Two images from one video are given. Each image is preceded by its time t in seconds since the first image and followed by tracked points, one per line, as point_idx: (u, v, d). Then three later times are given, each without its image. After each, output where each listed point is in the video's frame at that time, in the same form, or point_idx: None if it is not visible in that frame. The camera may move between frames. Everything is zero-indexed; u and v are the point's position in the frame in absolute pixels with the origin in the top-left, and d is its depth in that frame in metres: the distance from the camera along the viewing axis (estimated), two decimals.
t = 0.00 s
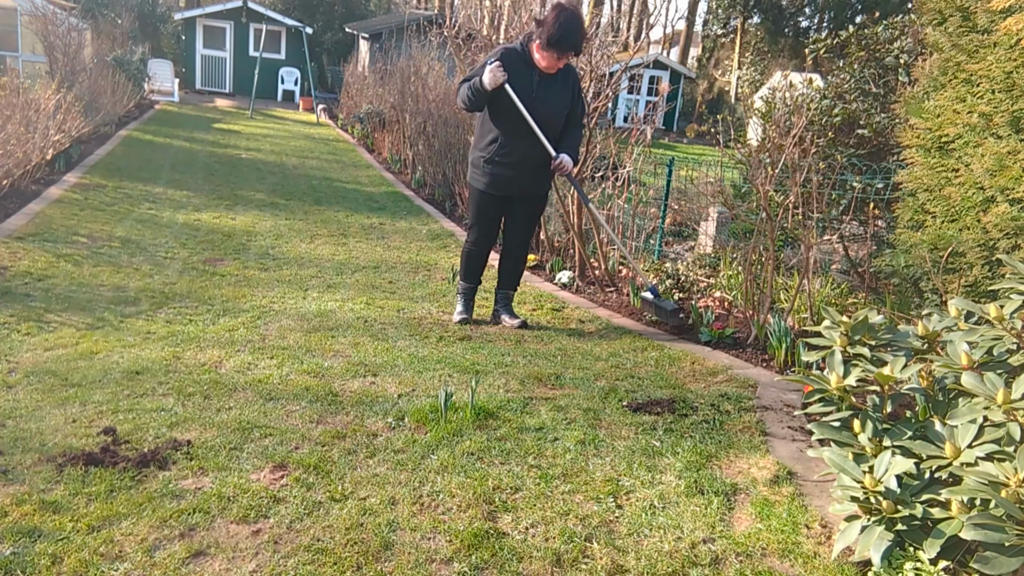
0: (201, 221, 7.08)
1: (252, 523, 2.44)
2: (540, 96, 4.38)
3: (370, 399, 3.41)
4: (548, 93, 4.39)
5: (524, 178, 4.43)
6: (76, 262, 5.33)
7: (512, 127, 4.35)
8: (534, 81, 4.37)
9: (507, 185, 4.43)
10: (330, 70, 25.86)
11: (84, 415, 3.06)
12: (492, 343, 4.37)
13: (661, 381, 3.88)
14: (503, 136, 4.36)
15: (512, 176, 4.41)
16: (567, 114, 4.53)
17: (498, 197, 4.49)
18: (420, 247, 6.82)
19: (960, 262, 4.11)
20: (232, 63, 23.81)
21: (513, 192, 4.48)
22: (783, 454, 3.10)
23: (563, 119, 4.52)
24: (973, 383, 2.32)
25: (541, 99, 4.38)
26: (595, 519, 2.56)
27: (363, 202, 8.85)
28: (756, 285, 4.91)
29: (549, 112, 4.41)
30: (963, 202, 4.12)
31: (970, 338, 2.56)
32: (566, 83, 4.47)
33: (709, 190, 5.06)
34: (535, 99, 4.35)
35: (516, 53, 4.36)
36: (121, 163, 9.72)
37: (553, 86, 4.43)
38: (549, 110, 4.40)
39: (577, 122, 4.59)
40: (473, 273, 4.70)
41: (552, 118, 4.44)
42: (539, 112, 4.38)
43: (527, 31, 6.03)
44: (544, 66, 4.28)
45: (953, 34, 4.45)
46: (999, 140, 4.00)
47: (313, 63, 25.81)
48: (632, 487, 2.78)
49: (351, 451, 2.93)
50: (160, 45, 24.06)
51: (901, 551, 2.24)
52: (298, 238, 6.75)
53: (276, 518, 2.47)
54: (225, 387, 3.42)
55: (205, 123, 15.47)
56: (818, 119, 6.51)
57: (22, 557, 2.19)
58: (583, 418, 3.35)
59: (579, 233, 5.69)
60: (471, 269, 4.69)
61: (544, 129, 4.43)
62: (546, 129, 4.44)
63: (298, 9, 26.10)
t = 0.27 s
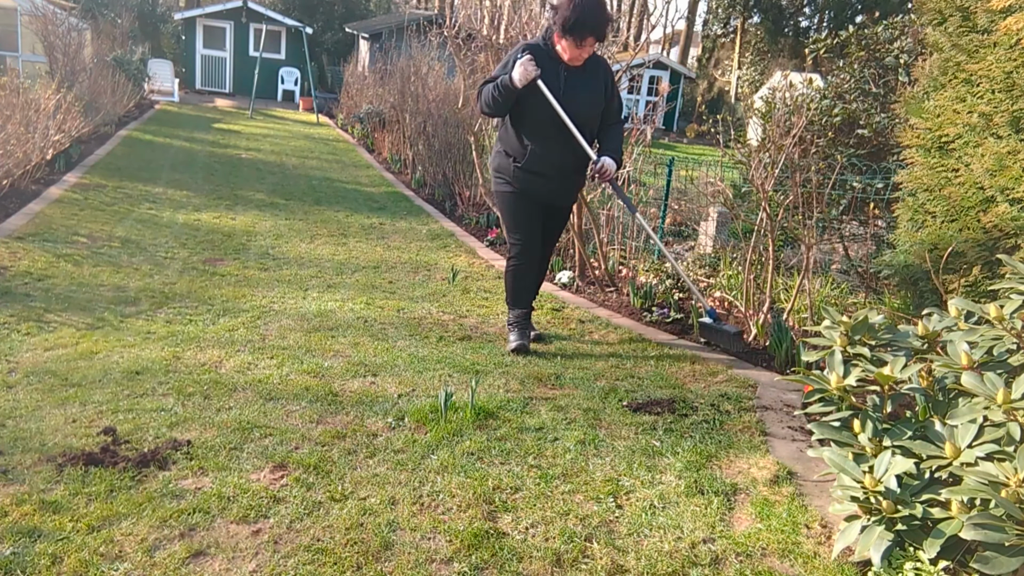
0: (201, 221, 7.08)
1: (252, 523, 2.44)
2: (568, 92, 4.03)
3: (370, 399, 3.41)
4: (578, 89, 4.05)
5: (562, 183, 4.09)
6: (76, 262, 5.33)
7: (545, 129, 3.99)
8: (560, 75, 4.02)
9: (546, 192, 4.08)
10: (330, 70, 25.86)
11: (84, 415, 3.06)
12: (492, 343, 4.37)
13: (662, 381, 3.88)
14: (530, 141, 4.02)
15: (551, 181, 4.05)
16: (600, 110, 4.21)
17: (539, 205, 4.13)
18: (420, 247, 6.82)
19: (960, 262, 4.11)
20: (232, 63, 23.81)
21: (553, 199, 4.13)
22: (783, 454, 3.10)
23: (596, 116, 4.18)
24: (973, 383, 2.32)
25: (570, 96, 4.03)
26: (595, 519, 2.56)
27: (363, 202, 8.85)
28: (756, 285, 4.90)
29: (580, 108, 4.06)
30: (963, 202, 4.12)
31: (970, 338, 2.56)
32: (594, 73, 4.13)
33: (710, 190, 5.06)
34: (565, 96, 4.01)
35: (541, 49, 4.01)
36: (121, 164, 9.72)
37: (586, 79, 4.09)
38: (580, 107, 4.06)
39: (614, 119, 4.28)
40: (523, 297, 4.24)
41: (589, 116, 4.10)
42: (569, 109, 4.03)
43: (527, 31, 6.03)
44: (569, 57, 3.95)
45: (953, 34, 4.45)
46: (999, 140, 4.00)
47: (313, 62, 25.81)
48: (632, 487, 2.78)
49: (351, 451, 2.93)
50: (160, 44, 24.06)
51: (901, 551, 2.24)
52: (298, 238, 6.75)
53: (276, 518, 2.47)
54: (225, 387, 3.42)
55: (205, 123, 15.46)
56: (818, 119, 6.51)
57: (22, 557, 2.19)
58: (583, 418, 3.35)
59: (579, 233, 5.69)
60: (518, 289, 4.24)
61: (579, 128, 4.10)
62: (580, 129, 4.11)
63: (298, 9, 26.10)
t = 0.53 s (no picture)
0: (201, 222, 7.08)
1: (252, 523, 2.44)
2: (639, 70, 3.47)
3: (369, 399, 3.41)
4: (649, 63, 3.47)
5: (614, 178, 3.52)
6: (77, 262, 5.33)
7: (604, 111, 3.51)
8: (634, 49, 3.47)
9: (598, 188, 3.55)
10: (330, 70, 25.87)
11: (84, 415, 3.06)
12: (493, 343, 4.37)
13: (661, 381, 3.88)
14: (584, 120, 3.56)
15: (600, 174, 3.52)
16: (679, 94, 3.53)
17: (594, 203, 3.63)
18: (420, 247, 6.83)
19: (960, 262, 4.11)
20: (232, 63, 23.81)
21: (604, 196, 3.57)
22: (782, 454, 3.10)
23: (670, 102, 3.52)
24: (973, 383, 2.32)
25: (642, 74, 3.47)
26: (595, 519, 2.56)
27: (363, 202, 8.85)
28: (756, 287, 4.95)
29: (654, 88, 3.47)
30: (963, 202, 4.12)
31: (970, 338, 2.56)
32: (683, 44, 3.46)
33: (710, 190, 5.07)
34: (628, 75, 3.47)
35: (613, 14, 3.54)
36: (121, 163, 9.72)
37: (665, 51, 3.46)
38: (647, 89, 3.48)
39: (694, 106, 3.55)
40: (566, 305, 3.81)
41: (661, 98, 3.49)
42: (631, 93, 3.48)
43: (527, 31, 6.02)
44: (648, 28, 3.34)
45: (953, 34, 4.45)
46: (999, 140, 4.00)
47: (313, 62, 25.81)
48: (632, 487, 2.78)
49: (351, 451, 2.93)
50: (160, 44, 24.05)
51: (901, 551, 2.24)
52: (298, 238, 6.75)
53: (276, 518, 2.47)
54: (225, 387, 3.42)
55: (205, 123, 15.46)
56: (818, 119, 6.51)
57: (22, 557, 2.19)
58: (583, 418, 3.35)
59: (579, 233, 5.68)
60: (559, 294, 3.80)
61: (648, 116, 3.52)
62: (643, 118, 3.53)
63: (298, 9, 26.10)
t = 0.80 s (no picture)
0: (201, 221, 7.08)
1: (252, 523, 2.44)
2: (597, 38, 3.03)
3: (369, 399, 3.41)
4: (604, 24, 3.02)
5: (568, 167, 3.09)
6: (77, 262, 5.33)
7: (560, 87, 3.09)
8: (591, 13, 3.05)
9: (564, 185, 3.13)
10: (330, 70, 25.88)
11: (84, 415, 3.06)
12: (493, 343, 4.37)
13: (661, 381, 3.88)
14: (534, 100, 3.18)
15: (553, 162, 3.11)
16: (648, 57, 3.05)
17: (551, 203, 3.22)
18: (420, 247, 6.83)
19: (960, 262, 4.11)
20: (232, 63, 23.81)
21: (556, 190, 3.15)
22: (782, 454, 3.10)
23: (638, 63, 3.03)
24: (973, 383, 2.32)
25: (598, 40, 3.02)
26: (596, 519, 2.56)
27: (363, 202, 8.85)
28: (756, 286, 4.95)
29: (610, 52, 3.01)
30: (963, 202, 4.12)
31: (970, 338, 2.56)
32: None
33: (710, 190, 5.06)
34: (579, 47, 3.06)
35: None
36: (121, 163, 9.72)
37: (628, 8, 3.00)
38: (598, 57, 3.02)
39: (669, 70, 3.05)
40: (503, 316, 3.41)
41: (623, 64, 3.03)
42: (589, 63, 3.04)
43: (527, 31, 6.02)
44: None
45: (953, 34, 4.46)
46: (999, 140, 3.99)
47: (313, 62, 25.81)
48: (632, 487, 2.78)
49: (351, 451, 2.93)
50: (160, 44, 24.05)
51: (901, 551, 2.23)
52: (298, 238, 6.75)
53: (276, 518, 2.47)
54: (225, 387, 3.42)
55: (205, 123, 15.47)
56: (818, 119, 6.51)
57: (22, 557, 2.19)
58: (583, 418, 3.35)
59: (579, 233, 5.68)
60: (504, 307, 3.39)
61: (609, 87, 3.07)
62: (597, 92, 3.07)
63: (298, 9, 26.10)
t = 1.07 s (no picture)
0: (201, 222, 7.08)
1: (252, 523, 2.44)
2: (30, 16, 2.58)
3: (369, 399, 3.41)
4: None
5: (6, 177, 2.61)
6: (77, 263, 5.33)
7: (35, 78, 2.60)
8: None
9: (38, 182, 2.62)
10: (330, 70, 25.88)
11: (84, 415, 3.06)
12: (492, 343, 4.37)
13: (660, 381, 3.88)
14: (148, 89, 2.94)
15: None
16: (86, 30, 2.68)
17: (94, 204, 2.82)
18: (420, 247, 6.83)
19: (960, 262, 4.12)
20: (232, 63, 23.81)
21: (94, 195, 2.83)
22: (782, 454, 3.10)
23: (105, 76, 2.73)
24: (973, 383, 2.32)
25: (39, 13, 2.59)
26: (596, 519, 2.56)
27: (363, 202, 8.85)
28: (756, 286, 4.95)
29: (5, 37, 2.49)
30: (963, 202, 4.12)
31: (970, 339, 2.56)
32: None
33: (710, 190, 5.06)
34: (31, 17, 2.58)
35: None
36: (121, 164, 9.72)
37: None
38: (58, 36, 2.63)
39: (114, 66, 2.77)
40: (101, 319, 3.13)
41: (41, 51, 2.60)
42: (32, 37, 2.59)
43: (527, 31, 6.01)
44: None
45: (953, 34, 4.47)
46: (999, 140, 3.99)
47: (314, 62, 25.82)
48: (632, 487, 2.78)
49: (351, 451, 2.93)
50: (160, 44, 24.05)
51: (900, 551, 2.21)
52: (298, 238, 6.75)
53: (276, 518, 2.47)
54: (225, 387, 3.43)
55: (205, 123, 15.47)
56: (818, 119, 6.51)
57: (22, 557, 2.19)
58: (583, 418, 3.35)
59: (579, 233, 5.68)
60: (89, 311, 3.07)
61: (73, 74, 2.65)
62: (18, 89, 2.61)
63: (298, 9, 26.10)
